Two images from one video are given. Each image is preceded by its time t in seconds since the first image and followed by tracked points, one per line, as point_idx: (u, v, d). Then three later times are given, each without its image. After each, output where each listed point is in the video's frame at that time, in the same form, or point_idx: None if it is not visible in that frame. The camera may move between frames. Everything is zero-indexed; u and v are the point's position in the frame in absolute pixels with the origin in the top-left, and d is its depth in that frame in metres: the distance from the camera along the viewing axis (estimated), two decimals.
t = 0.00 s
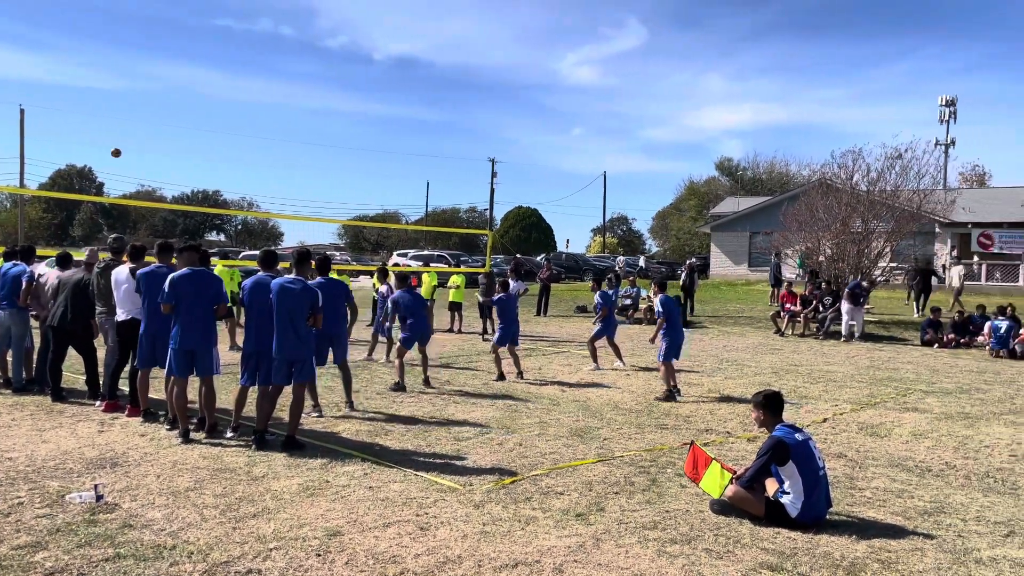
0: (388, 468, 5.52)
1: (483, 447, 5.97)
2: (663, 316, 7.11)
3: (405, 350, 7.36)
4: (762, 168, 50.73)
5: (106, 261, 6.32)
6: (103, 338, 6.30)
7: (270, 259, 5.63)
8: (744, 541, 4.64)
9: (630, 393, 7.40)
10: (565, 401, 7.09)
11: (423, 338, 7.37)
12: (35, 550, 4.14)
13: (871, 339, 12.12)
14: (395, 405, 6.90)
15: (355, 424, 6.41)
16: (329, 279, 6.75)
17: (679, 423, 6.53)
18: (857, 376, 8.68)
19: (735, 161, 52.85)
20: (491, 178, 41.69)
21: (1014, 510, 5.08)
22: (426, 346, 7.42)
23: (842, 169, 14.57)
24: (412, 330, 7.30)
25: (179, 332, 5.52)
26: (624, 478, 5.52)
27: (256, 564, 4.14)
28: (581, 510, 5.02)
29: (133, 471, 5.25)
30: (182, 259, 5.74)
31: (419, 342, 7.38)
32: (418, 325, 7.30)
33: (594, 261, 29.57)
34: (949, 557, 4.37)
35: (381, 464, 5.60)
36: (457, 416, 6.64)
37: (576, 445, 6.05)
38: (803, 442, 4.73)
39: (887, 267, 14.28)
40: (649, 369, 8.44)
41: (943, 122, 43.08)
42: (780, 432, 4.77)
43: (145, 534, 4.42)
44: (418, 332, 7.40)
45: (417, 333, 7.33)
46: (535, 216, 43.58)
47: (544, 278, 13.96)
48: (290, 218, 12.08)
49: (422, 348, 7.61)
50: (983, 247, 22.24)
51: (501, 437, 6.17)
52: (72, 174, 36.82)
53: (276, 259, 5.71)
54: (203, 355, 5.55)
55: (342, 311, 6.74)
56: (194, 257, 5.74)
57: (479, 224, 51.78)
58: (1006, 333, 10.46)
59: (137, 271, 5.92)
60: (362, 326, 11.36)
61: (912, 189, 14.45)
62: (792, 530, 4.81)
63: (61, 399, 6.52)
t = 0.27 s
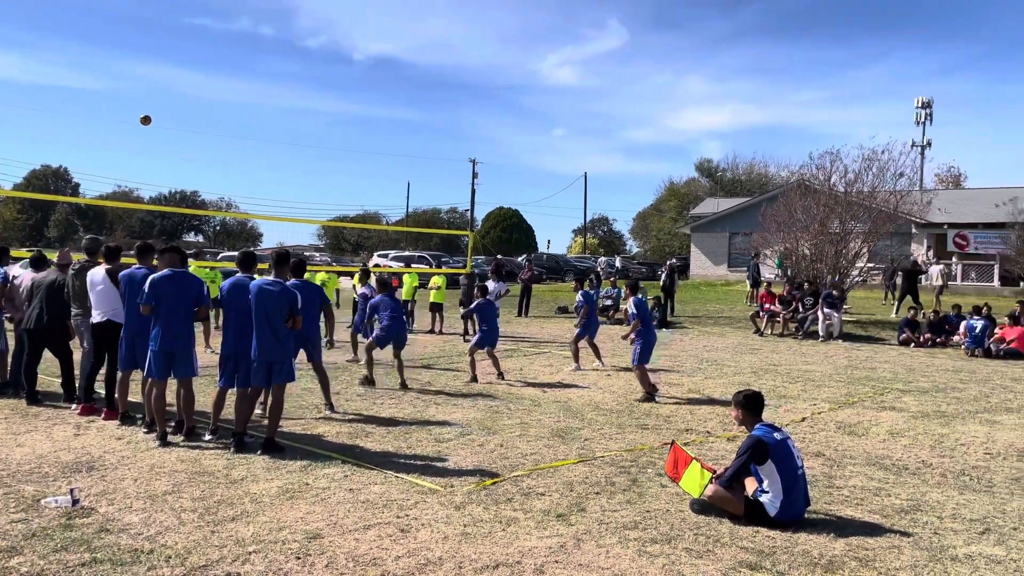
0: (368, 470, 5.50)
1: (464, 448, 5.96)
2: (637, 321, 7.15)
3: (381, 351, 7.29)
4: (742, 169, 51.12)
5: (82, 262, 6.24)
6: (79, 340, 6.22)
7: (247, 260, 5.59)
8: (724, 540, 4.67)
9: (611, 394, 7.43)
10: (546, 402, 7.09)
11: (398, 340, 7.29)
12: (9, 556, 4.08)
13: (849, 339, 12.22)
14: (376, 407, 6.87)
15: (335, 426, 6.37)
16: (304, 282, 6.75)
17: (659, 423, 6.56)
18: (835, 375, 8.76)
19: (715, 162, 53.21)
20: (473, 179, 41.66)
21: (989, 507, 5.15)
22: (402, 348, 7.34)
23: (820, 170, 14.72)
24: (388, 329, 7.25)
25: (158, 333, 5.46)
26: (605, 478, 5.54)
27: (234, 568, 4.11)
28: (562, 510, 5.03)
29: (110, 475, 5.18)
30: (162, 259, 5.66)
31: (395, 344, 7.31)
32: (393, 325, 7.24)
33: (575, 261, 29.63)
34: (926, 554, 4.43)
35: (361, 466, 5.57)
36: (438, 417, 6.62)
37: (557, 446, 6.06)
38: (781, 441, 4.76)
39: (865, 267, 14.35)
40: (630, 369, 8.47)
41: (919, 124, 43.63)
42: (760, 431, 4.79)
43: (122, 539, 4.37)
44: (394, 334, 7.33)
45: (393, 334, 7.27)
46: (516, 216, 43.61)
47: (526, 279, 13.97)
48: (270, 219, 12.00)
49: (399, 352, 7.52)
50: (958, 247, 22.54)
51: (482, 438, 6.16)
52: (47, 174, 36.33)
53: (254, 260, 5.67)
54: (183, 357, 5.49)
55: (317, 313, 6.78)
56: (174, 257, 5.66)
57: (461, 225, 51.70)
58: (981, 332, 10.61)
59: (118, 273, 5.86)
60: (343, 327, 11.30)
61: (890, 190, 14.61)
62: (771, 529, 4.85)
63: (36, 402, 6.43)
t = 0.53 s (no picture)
0: (350, 473, 5.48)
1: (446, 450, 5.96)
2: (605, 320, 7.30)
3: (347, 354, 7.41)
4: (724, 171, 51.45)
5: (59, 264, 6.17)
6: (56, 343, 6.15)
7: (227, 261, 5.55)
8: (704, 540, 4.70)
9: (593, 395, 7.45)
10: (529, 404, 7.10)
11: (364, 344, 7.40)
12: None
13: (828, 340, 12.34)
14: (358, 409, 6.85)
15: (316, 428, 6.35)
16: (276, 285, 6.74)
17: (641, 424, 6.60)
18: (815, 375, 8.85)
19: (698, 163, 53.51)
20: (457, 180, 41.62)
21: (966, 506, 5.23)
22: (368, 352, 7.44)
23: (800, 172, 14.84)
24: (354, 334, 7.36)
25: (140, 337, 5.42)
26: (587, 479, 5.56)
27: (214, 572, 4.08)
28: (544, 511, 5.04)
29: (88, 479, 5.13)
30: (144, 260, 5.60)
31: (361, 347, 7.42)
32: (359, 329, 7.37)
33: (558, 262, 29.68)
34: (903, 553, 4.49)
35: (343, 468, 5.55)
36: (420, 420, 6.62)
37: (540, 447, 6.07)
38: (761, 442, 4.81)
39: (845, 268, 14.52)
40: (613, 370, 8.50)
41: (898, 126, 44.10)
42: (739, 432, 4.84)
43: (101, 543, 4.33)
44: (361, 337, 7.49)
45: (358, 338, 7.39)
46: (499, 218, 43.62)
47: (508, 280, 13.98)
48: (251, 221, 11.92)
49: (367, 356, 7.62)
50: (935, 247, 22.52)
51: (464, 440, 6.16)
52: (24, 176, 35.90)
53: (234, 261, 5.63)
54: (164, 361, 5.45)
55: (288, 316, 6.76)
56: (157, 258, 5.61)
57: (445, 226, 51.62)
58: (958, 333, 10.75)
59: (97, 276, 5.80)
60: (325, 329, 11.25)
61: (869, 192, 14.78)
62: (751, 529, 4.89)
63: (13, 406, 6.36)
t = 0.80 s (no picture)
0: (332, 476, 5.46)
1: (430, 452, 5.95)
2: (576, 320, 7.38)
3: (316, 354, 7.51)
4: (708, 173, 51.72)
5: (38, 266, 6.12)
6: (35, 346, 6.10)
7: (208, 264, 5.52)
8: (687, 541, 4.73)
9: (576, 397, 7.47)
10: (512, 405, 7.11)
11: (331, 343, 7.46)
12: None
13: (810, 341, 12.43)
14: (341, 412, 6.83)
15: (299, 431, 6.32)
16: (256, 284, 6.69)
17: (624, 425, 6.62)
18: (796, 376, 8.91)
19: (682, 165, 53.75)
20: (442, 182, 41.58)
21: (944, 505, 5.29)
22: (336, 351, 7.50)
23: (781, 174, 14.94)
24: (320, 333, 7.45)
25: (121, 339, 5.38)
26: (570, 480, 5.58)
27: None
28: (527, 513, 5.05)
29: (67, 483, 5.08)
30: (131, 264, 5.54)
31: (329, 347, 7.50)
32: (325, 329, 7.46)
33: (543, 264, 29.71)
34: (883, 552, 4.53)
35: (325, 471, 5.54)
36: (404, 422, 6.61)
37: (523, 449, 6.08)
38: (743, 442, 4.84)
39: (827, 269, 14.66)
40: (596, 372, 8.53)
41: (879, 128, 44.46)
42: (722, 432, 4.87)
43: (80, 548, 4.29)
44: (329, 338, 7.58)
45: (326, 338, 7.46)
46: (484, 219, 43.60)
47: (492, 282, 13.99)
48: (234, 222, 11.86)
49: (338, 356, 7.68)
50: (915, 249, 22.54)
51: (448, 442, 6.16)
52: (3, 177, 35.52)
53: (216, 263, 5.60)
54: (147, 363, 5.41)
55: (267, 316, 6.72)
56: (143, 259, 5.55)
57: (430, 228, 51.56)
58: (938, 333, 10.88)
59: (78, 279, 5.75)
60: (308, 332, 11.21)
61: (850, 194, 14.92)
62: (733, 529, 4.92)
63: None
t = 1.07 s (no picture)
0: (316, 479, 5.44)
1: (414, 455, 5.94)
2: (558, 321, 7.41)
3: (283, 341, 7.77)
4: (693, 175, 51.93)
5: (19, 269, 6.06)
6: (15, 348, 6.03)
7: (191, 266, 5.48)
8: (670, 542, 4.75)
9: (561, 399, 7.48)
10: (498, 407, 7.11)
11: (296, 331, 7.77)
12: None
13: (793, 342, 12.51)
14: (325, 414, 6.80)
15: (283, 433, 6.29)
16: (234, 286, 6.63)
17: (609, 426, 6.64)
18: (779, 377, 8.96)
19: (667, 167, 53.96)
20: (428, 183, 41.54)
21: (925, 505, 5.34)
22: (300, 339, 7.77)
23: (764, 176, 15.06)
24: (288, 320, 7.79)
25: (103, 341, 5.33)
26: (555, 482, 5.58)
27: None
28: (512, 515, 5.05)
29: (47, 488, 5.02)
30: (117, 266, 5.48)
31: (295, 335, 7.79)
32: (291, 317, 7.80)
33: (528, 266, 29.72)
34: (864, 552, 4.57)
35: (309, 474, 5.51)
36: (388, 424, 6.59)
37: (508, 451, 6.08)
38: (726, 443, 4.87)
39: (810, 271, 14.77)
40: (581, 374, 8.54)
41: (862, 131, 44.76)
42: (705, 433, 4.91)
43: (60, 553, 4.24)
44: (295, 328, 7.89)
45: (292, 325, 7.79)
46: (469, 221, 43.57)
47: (478, 284, 13.98)
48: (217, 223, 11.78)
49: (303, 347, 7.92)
50: (897, 252, 22.51)
51: (432, 445, 6.15)
52: None
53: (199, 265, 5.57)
54: (129, 365, 5.37)
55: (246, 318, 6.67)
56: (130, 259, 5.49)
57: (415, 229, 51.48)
58: (919, 334, 10.98)
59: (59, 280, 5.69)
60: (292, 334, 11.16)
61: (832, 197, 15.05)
62: (716, 530, 4.95)
63: None
